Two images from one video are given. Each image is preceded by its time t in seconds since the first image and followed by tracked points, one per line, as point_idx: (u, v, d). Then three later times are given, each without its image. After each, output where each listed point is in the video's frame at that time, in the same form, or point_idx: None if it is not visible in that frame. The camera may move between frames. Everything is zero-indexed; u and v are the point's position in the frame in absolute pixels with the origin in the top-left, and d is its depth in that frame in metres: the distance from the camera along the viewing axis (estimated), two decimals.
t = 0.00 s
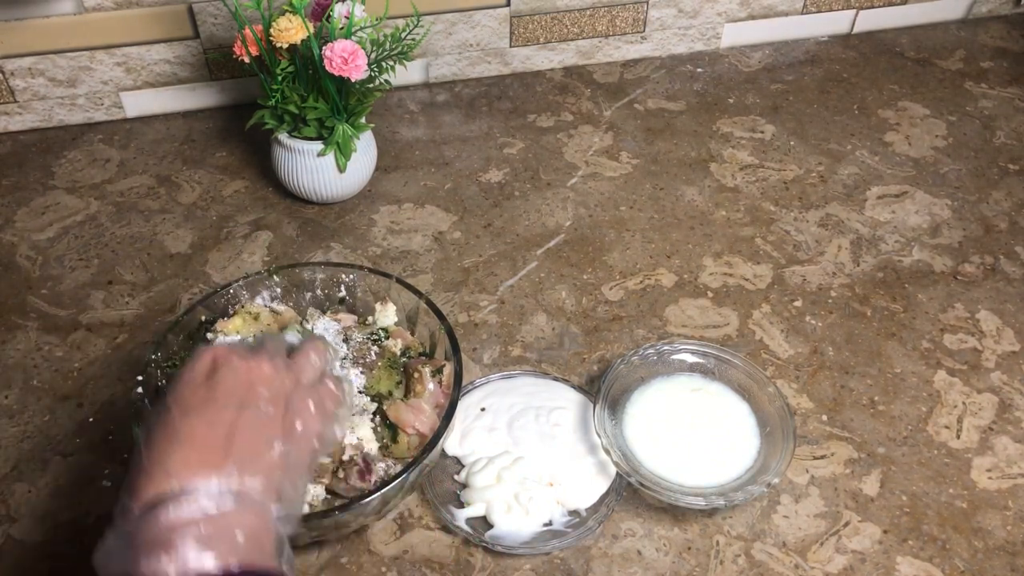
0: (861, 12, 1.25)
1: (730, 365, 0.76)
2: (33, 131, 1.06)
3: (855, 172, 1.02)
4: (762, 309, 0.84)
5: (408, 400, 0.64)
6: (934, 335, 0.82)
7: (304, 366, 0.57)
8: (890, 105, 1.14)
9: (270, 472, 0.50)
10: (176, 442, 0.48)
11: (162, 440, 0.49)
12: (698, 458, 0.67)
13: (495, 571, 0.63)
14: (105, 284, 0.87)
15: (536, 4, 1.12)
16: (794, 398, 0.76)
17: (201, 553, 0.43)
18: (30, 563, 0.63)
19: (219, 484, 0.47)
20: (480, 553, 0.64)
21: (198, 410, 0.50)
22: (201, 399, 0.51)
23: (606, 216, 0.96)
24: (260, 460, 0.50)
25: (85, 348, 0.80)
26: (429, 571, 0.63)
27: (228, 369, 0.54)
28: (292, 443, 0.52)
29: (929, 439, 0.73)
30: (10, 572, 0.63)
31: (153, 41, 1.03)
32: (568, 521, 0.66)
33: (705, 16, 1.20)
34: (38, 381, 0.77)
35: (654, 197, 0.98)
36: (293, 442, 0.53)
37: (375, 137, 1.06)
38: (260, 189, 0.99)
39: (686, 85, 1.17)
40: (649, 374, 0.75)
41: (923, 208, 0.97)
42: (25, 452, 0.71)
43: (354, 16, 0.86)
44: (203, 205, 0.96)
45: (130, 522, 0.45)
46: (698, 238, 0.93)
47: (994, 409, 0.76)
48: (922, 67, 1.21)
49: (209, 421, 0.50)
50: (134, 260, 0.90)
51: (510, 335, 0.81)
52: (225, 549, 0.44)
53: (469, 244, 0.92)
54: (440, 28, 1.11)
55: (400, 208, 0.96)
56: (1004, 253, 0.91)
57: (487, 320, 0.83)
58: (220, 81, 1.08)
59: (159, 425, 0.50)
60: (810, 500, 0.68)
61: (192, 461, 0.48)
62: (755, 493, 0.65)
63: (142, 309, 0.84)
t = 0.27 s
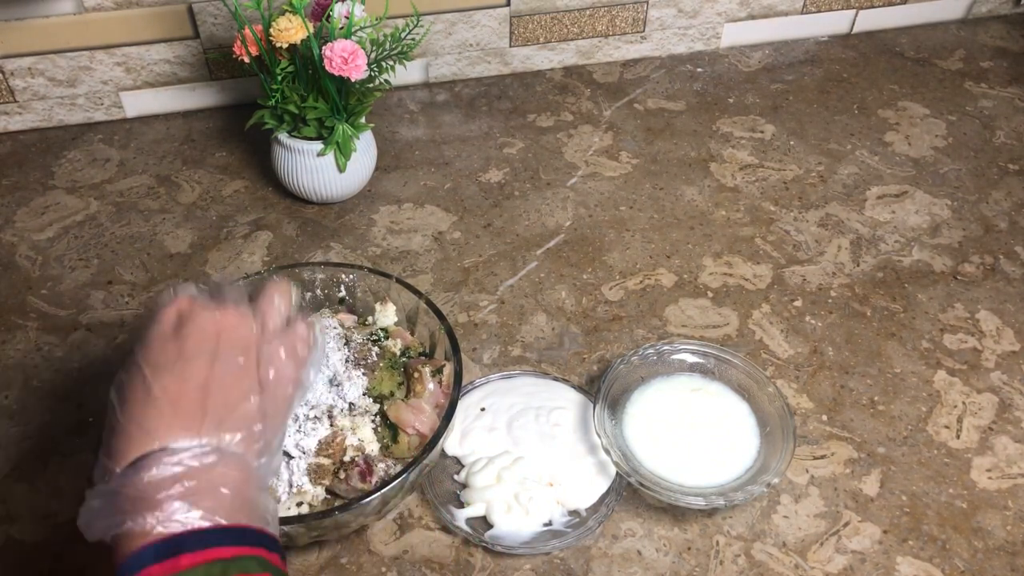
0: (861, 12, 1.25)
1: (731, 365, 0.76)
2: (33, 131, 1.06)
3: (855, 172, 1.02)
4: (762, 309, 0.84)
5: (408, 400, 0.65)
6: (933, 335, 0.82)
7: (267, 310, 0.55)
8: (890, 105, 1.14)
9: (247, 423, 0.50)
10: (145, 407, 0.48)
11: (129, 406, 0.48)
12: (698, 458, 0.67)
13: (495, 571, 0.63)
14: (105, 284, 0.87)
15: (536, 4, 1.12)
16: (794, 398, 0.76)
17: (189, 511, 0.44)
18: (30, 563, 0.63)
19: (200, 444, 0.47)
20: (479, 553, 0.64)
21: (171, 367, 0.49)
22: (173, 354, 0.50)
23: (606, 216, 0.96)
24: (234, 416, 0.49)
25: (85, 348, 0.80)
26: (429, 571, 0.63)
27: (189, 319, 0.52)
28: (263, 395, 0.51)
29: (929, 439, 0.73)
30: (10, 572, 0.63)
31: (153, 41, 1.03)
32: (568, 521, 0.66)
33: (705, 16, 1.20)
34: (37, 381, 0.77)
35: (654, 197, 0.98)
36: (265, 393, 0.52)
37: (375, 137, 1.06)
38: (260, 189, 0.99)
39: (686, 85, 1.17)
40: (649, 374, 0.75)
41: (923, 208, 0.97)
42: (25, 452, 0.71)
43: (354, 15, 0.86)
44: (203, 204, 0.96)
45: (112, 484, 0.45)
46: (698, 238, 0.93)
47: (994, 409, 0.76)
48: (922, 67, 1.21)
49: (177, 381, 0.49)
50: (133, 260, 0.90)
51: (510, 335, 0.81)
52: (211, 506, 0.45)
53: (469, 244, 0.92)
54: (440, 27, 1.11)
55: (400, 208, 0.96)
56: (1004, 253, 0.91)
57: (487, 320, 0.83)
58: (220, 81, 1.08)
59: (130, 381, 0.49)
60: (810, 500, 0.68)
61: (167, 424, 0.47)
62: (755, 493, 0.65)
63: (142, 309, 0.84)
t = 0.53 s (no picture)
0: (860, 12, 1.25)
1: (731, 365, 0.76)
2: (33, 131, 1.06)
3: (855, 172, 1.02)
4: (762, 309, 0.84)
5: (408, 400, 0.65)
6: (933, 335, 0.82)
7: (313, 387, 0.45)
8: (890, 105, 1.14)
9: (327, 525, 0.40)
10: (148, 545, 0.35)
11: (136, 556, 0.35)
12: (698, 458, 0.67)
13: (495, 571, 0.63)
14: (105, 284, 0.87)
15: (536, 4, 1.12)
16: (794, 398, 0.76)
17: None
18: (30, 562, 0.63)
19: (275, 491, 0.38)
20: (480, 553, 0.64)
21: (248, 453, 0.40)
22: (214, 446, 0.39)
23: (606, 216, 0.96)
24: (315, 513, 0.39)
25: (85, 348, 0.80)
26: (429, 571, 0.63)
27: (167, 429, 0.39)
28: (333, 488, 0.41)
29: (929, 439, 0.73)
30: (11, 571, 0.63)
31: (153, 41, 1.03)
32: (569, 521, 0.66)
33: (705, 16, 1.20)
34: (38, 380, 0.77)
35: (654, 197, 0.98)
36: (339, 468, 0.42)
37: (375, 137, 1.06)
38: (260, 189, 0.99)
39: (686, 85, 1.17)
40: (649, 374, 0.75)
41: (923, 208, 0.97)
42: (25, 452, 0.71)
43: (354, 15, 0.86)
44: (203, 205, 0.96)
45: None
46: (698, 238, 0.93)
47: (994, 409, 0.76)
48: (922, 67, 1.21)
49: (183, 482, 0.37)
50: (133, 260, 0.90)
51: (510, 335, 0.81)
52: None
53: (469, 244, 0.92)
54: (440, 27, 1.11)
55: (400, 208, 0.96)
56: (1004, 253, 0.91)
57: (487, 320, 0.83)
58: (220, 81, 1.08)
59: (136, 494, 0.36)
60: (810, 500, 0.68)
61: (187, 541, 0.35)
62: (755, 493, 0.65)
63: (142, 309, 0.84)
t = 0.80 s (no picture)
0: (861, 12, 1.25)
1: (731, 365, 0.76)
2: (33, 131, 1.06)
3: (855, 172, 1.02)
4: (762, 309, 0.84)
5: (408, 400, 0.65)
6: (934, 335, 0.82)
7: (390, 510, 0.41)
8: (890, 105, 1.14)
9: None
10: None
11: None
12: (699, 458, 0.67)
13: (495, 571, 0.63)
14: (105, 284, 0.87)
15: (536, 4, 1.12)
16: (794, 398, 0.76)
17: None
18: (31, 562, 0.63)
19: None
20: (480, 553, 0.64)
21: None
22: None
23: (606, 216, 0.96)
24: None
25: (85, 348, 0.80)
26: (429, 571, 0.63)
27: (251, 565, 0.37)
28: None
29: (929, 439, 0.73)
30: (11, 572, 0.63)
31: (153, 41, 1.03)
32: (569, 521, 0.66)
33: (705, 16, 1.20)
34: (38, 380, 0.77)
35: (654, 197, 0.98)
36: None
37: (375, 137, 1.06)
38: (260, 189, 0.99)
39: (686, 85, 1.17)
40: (649, 374, 0.75)
41: (923, 208, 0.97)
42: (25, 452, 0.71)
43: (354, 16, 0.86)
44: (203, 205, 0.96)
45: None
46: (698, 238, 0.93)
47: (994, 409, 0.76)
48: (922, 67, 1.21)
49: None
50: (134, 260, 0.90)
51: (510, 335, 0.81)
52: None
53: (469, 244, 0.92)
54: (440, 28, 1.11)
55: (400, 208, 0.96)
56: (1004, 253, 0.91)
57: (487, 320, 0.83)
58: (220, 81, 1.08)
59: None
60: (810, 500, 0.68)
61: None
62: (755, 493, 0.65)
63: (142, 309, 0.84)
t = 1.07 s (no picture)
0: (861, 12, 1.25)
1: (731, 365, 0.76)
2: (33, 131, 1.06)
3: (855, 172, 1.02)
4: (762, 309, 0.84)
5: (408, 400, 0.64)
6: (934, 335, 0.82)
7: None
8: (891, 105, 1.14)
9: None
10: None
11: None
12: (699, 458, 0.67)
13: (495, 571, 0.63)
14: (105, 284, 0.87)
15: (536, 4, 1.12)
16: (794, 398, 0.76)
17: None
18: (31, 563, 0.63)
19: None
20: (479, 553, 0.64)
21: None
22: None
23: (606, 216, 0.96)
24: None
25: (85, 348, 0.80)
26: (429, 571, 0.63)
27: None
28: None
29: (929, 439, 0.73)
30: (11, 572, 0.63)
31: (153, 41, 1.03)
32: (569, 521, 0.66)
33: (705, 16, 1.20)
34: (38, 380, 0.77)
35: (654, 197, 0.98)
36: None
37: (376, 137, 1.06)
38: (260, 189, 0.99)
39: (686, 85, 1.17)
40: (649, 374, 0.75)
41: (923, 208, 0.97)
42: (25, 452, 0.71)
43: (354, 16, 0.86)
44: (203, 205, 0.96)
45: None
46: (698, 238, 0.93)
47: (994, 409, 0.76)
48: (922, 67, 1.21)
49: None
50: (134, 260, 0.90)
51: (510, 335, 0.81)
52: None
53: (469, 244, 0.92)
54: (440, 28, 1.11)
55: (400, 208, 0.96)
56: (1004, 253, 0.91)
57: (487, 320, 0.83)
58: (220, 81, 1.08)
59: None
60: (810, 500, 0.68)
61: None
62: (755, 493, 0.65)
63: (143, 308, 0.84)
